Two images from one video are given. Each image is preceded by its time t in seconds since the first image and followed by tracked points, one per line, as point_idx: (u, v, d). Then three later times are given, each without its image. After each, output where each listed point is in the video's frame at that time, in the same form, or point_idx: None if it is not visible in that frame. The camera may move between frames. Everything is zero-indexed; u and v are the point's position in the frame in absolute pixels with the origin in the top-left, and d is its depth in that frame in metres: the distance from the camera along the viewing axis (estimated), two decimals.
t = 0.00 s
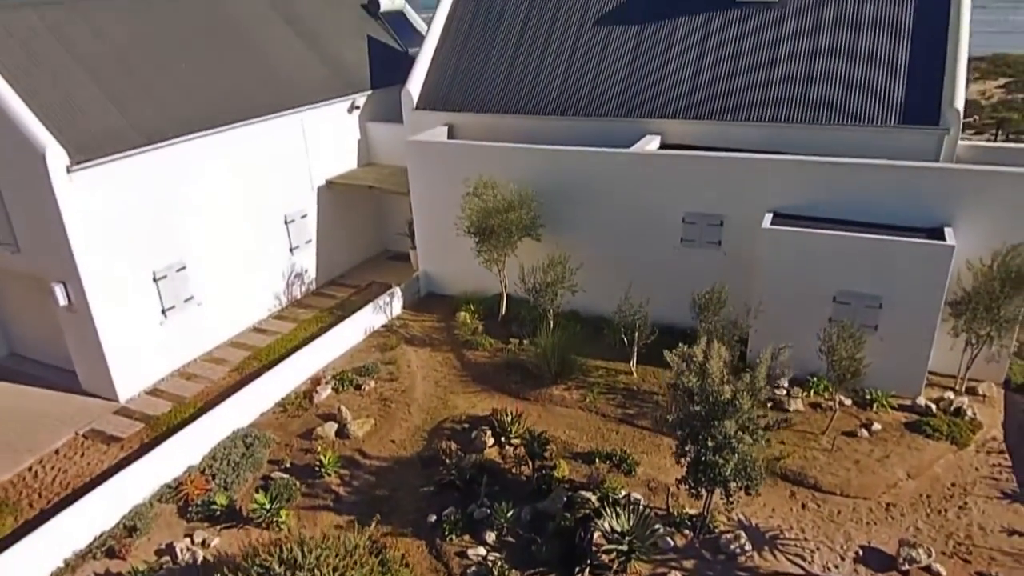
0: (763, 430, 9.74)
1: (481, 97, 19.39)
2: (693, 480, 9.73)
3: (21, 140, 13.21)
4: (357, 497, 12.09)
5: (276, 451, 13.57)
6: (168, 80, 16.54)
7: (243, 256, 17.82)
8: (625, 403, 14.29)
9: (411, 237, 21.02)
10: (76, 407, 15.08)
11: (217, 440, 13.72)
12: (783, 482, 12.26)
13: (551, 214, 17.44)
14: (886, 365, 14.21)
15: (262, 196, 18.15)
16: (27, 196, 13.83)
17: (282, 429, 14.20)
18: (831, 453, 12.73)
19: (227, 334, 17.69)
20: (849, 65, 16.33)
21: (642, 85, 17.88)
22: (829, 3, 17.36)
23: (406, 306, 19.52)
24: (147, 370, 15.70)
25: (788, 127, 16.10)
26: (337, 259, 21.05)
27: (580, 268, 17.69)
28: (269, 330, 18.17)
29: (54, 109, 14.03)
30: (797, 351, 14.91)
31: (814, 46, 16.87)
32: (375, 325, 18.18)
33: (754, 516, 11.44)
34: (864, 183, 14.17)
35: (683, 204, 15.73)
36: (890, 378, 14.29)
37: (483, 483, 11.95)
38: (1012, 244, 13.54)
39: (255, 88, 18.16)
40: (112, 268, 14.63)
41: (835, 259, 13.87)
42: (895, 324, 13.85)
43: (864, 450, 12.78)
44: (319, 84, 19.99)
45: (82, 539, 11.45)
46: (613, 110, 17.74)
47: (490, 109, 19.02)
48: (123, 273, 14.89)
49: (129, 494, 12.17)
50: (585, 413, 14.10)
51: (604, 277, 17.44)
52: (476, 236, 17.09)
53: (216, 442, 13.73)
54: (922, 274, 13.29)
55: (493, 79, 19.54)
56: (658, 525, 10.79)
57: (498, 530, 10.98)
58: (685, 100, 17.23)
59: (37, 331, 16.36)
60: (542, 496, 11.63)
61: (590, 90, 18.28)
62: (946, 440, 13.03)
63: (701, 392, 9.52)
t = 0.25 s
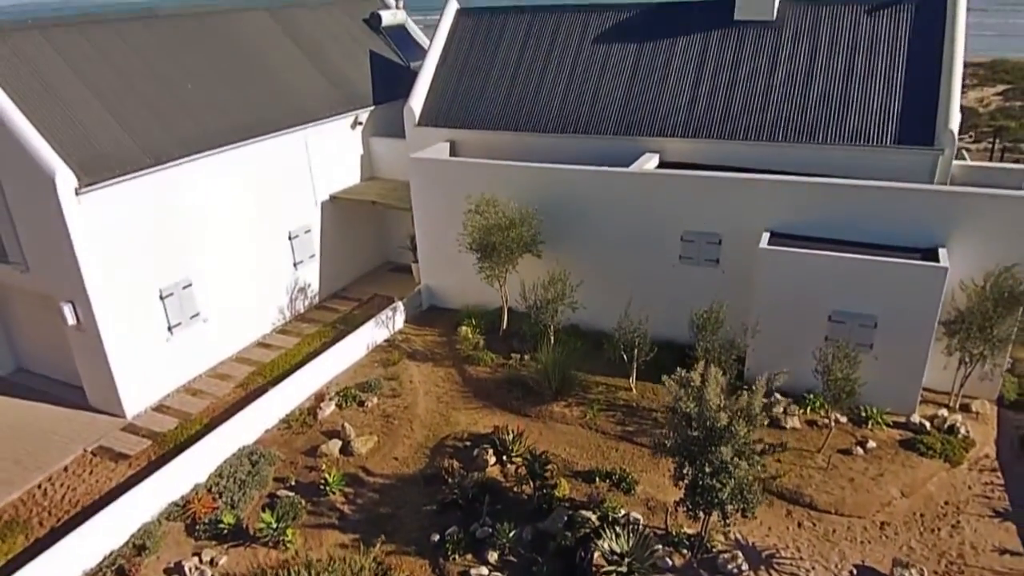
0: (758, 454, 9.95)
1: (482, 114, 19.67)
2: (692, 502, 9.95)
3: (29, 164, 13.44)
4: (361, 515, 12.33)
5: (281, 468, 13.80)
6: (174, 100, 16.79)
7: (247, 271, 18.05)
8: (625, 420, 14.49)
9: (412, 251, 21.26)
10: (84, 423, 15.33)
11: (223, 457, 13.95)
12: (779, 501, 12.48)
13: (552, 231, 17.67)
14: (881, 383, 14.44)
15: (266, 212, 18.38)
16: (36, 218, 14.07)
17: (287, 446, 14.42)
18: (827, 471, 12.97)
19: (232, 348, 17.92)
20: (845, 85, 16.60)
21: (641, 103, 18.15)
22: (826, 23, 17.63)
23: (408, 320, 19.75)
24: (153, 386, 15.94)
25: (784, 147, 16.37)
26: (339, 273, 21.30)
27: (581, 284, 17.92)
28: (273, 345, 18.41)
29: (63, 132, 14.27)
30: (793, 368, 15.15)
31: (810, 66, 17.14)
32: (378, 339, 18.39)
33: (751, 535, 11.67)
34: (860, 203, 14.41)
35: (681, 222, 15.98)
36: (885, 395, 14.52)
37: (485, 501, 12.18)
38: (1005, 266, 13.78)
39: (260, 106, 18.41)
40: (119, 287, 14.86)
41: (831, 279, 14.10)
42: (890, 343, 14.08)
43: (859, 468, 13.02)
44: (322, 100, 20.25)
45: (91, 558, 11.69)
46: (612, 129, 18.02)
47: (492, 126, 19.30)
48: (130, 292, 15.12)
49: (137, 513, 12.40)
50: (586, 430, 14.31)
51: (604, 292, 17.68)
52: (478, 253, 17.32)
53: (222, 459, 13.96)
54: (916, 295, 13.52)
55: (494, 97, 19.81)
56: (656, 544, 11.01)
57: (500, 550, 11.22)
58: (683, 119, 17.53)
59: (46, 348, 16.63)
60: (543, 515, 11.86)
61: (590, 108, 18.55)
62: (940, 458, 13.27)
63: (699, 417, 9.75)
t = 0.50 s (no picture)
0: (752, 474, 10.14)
1: (482, 130, 19.93)
2: (690, 522, 10.16)
3: (37, 184, 13.65)
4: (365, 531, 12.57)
5: (286, 483, 14.04)
6: (178, 117, 17.03)
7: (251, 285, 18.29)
8: (623, 435, 14.73)
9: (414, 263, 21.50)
10: (90, 438, 15.56)
11: (228, 472, 14.19)
12: (775, 517, 12.72)
13: (551, 246, 17.93)
14: (874, 399, 14.70)
15: (269, 226, 18.61)
16: (44, 238, 14.28)
17: (291, 461, 14.66)
18: (822, 487, 13.22)
19: (236, 361, 18.16)
20: (840, 104, 16.87)
21: (639, 120, 18.41)
22: (822, 41, 17.90)
23: (409, 332, 19.97)
24: (159, 400, 16.16)
25: (780, 164, 16.63)
26: (341, 285, 21.54)
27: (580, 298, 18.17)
28: (276, 358, 18.65)
29: (70, 151, 14.48)
30: (788, 383, 15.41)
31: (806, 84, 17.41)
32: (380, 352, 18.61)
33: (747, 551, 11.91)
34: (854, 222, 14.66)
35: (679, 238, 16.23)
36: (879, 411, 14.77)
37: (486, 517, 12.42)
38: (997, 284, 14.03)
39: (263, 122, 18.64)
40: (126, 303, 15.09)
41: (826, 297, 14.35)
42: (885, 360, 14.32)
43: (853, 484, 13.26)
44: (324, 115, 20.50)
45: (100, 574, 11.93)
46: (610, 145, 18.27)
47: (492, 141, 19.55)
48: (136, 308, 15.35)
49: (145, 529, 12.64)
50: (585, 445, 14.54)
51: (603, 306, 17.93)
52: (479, 267, 17.57)
53: (228, 474, 14.19)
54: (909, 313, 13.77)
55: (494, 112, 20.07)
56: (654, 561, 11.23)
57: (500, 566, 11.45)
58: (681, 135, 17.79)
59: (53, 362, 16.87)
60: (543, 531, 12.10)
61: (588, 125, 18.81)
62: (932, 473, 13.51)
63: (696, 440, 10.00)
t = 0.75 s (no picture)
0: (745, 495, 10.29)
1: (482, 145, 20.21)
2: (686, 540, 10.32)
3: (45, 206, 13.88)
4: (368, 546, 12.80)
5: (290, 498, 14.27)
6: (183, 135, 17.27)
7: (254, 299, 18.52)
8: (623, 450, 14.95)
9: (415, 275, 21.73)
10: (97, 452, 15.80)
11: (233, 487, 14.41)
12: (771, 533, 12.96)
13: (551, 261, 18.17)
14: (869, 414, 14.94)
15: (272, 241, 18.85)
16: (51, 257, 14.51)
17: (295, 476, 14.89)
18: (817, 503, 13.45)
19: (239, 374, 18.40)
20: (836, 122, 17.15)
21: (637, 137, 18.70)
22: (817, 60, 18.19)
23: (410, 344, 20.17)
24: (164, 414, 16.40)
25: (776, 181, 16.90)
26: (342, 297, 21.78)
27: (579, 312, 18.41)
28: (279, 371, 18.89)
29: (77, 171, 14.71)
30: (784, 399, 15.66)
31: (801, 103, 17.70)
32: (382, 365, 18.81)
33: (743, 568, 12.14)
34: (849, 240, 14.90)
35: (676, 254, 16.48)
36: (873, 426, 15.02)
37: (487, 534, 12.64)
38: (989, 303, 14.28)
39: (266, 139, 18.89)
40: (131, 320, 15.32)
41: (821, 314, 14.59)
42: (879, 376, 14.56)
43: (847, 500, 13.50)
44: (326, 130, 20.76)
45: None
46: (609, 162, 18.55)
47: (492, 156, 19.83)
48: (142, 324, 15.58)
49: (151, 545, 12.86)
50: (585, 459, 14.76)
51: (602, 321, 18.17)
52: (479, 282, 17.81)
53: (233, 489, 14.42)
54: (903, 331, 14.00)
55: (495, 128, 20.35)
56: None
57: None
58: (678, 152, 18.08)
59: (59, 377, 17.11)
60: (543, 547, 12.33)
61: (587, 141, 19.09)
62: (925, 489, 13.75)
63: (693, 461, 10.26)
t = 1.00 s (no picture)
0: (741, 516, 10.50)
1: (483, 159, 20.46)
2: (683, 559, 10.53)
3: (52, 225, 14.09)
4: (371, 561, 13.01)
5: (294, 511, 14.48)
6: (186, 152, 17.50)
7: (257, 312, 18.73)
8: (622, 463, 15.18)
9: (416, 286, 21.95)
10: (103, 465, 16.02)
11: (238, 501, 14.63)
12: (767, 546, 13.16)
13: (550, 274, 18.40)
14: (864, 428, 15.18)
15: (275, 254, 19.07)
16: (58, 274, 14.73)
17: (299, 489, 15.10)
18: (812, 517, 13.68)
19: (243, 386, 18.63)
20: (832, 138, 17.39)
21: (636, 151, 18.94)
22: (814, 75, 18.42)
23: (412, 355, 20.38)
24: (169, 427, 16.63)
25: (773, 196, 17.15)
26: (344, 307, 22.02)
27: (579, 325, 18.64)
28: (282, 382, 19.12)
29: (83, 189, 14.93)
30: (781, 411, 15.89)
31: (798, 118, 17.94)
32: (383, 376, 19.00)
33: None
34: (844, 257, 15.13)
35: (674, 269, 16.73)
36: (868, 439, 15.25)
37: (488, 549, 12.84)
38: (982, 319, 14.52)
39: (269, 153, 19.11)
40: (136, 336, 15.53)
41: (817, 330, 14.80)
42: (874, 391, 14.79)
43: (843, 514, 13.72)
44: (329, 143, 20.98)
45: None
46: (608, 176, 18.80)
47: (494, 169, 20.14)
48: (147, 340, 15.79)
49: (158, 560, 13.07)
50: (584, 473, 14.98)
51: (601, 333, 18.40)
52: (480, 295, 18.03)
53: (238, 502, 14.63)
54: (897, 348, 14.21)
55: (496, 141, 20.61)
56: None
57: None
58: (677, 166, 18.35)
59: (65, 390, 17.34)
60: (543, 562, 12.54)
61: (586, 155, 19.35)
62: (919, 503, 13.98)
63: (691, 481, 10.48)
